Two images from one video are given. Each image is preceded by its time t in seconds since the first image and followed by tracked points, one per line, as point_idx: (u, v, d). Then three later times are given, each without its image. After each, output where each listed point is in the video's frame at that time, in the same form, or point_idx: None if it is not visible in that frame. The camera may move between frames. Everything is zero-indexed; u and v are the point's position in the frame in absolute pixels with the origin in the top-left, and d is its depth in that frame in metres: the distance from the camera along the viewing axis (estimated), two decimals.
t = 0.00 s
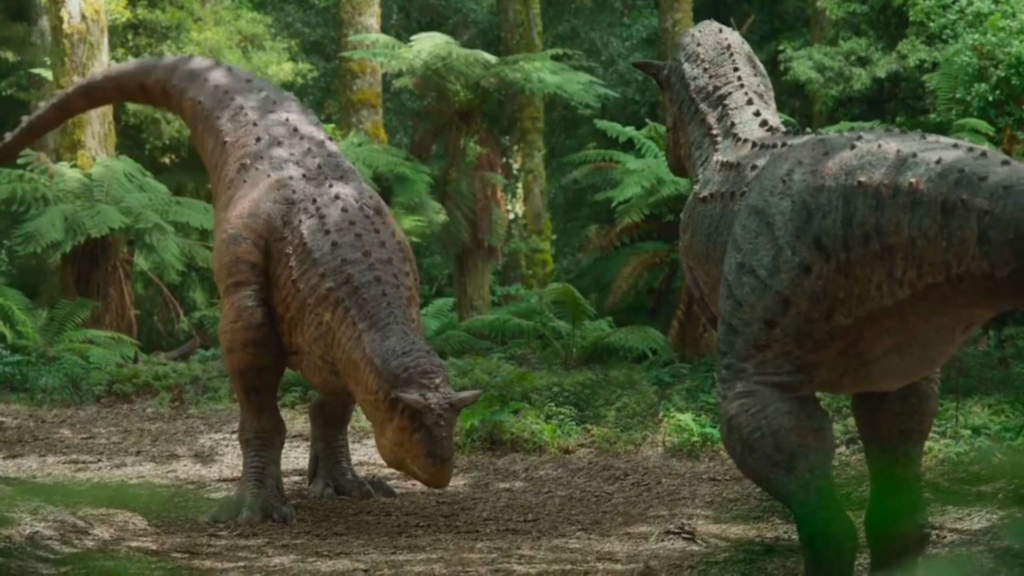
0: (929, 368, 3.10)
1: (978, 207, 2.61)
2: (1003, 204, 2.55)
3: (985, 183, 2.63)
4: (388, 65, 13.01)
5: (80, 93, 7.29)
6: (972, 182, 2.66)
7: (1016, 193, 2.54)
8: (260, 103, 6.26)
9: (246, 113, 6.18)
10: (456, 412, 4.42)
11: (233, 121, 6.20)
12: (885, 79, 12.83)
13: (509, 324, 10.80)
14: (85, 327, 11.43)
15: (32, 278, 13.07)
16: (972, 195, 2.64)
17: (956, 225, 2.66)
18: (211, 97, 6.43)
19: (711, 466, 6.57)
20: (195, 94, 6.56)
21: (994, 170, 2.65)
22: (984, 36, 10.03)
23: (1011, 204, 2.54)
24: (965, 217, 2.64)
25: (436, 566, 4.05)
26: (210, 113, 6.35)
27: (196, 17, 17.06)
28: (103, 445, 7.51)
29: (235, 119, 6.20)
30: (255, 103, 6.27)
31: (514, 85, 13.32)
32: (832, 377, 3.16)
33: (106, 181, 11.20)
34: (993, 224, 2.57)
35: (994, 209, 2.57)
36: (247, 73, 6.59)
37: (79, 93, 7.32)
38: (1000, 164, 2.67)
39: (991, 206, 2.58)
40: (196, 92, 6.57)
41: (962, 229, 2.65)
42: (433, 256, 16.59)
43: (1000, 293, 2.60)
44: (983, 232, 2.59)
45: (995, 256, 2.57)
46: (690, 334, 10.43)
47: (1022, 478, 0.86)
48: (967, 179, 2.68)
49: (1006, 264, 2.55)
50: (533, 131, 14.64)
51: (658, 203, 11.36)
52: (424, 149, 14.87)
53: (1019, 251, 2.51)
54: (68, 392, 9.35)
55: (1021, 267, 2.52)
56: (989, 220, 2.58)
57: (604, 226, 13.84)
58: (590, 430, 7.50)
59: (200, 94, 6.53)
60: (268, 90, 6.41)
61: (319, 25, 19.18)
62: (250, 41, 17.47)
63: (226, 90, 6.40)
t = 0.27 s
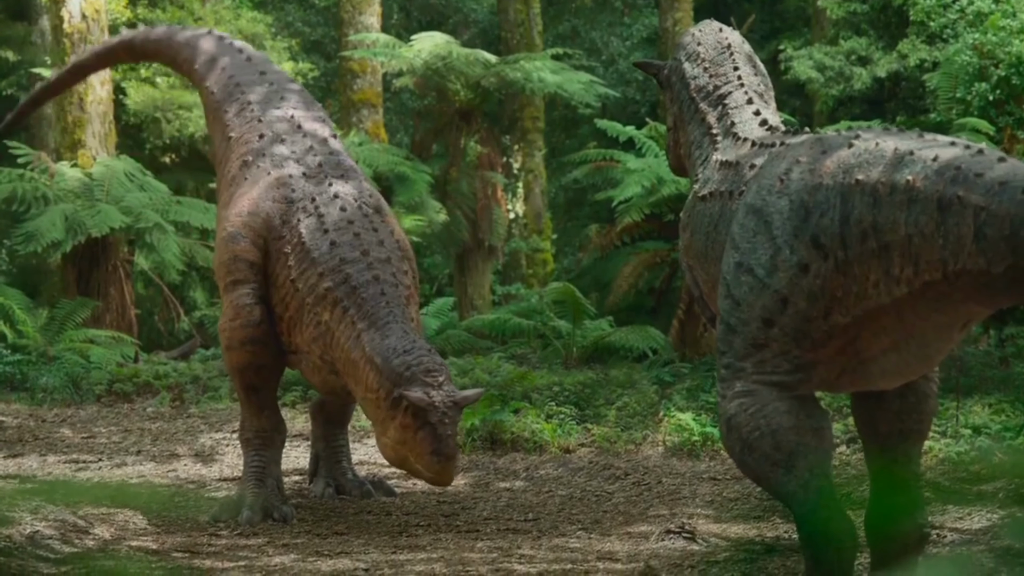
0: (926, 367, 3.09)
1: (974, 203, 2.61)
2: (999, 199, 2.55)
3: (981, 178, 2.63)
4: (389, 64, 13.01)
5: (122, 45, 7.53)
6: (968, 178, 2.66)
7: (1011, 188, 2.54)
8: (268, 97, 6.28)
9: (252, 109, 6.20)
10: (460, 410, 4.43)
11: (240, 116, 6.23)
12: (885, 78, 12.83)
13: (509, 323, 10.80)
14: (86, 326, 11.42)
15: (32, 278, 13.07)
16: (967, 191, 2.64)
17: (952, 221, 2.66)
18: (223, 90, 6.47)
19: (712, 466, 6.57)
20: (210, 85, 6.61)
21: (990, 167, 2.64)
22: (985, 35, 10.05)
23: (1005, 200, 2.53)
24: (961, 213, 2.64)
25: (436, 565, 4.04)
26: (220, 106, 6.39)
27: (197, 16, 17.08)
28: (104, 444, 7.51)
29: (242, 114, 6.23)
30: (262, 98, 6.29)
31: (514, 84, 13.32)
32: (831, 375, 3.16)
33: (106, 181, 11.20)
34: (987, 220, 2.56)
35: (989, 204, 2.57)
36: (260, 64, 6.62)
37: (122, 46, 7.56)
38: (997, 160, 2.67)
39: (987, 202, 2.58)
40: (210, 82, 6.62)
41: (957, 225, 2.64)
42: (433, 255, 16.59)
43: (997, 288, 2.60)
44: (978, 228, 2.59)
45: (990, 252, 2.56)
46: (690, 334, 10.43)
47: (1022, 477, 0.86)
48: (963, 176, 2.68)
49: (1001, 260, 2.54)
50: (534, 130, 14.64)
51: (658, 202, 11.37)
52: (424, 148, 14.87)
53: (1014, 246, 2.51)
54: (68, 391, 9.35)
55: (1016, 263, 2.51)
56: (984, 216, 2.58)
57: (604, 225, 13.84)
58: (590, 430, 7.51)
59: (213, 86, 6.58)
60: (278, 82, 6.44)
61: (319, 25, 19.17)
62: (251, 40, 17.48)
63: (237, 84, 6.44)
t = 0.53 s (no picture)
0: (924, 365, 3.09)
1: (970, 200, 2.61)
2: (995, 196, 2.55)
3: (978, 175, 2.63)
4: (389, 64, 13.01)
5: None
6: (965, 175, 2.66)
7: (1007, 184, 2.54)
8: (271, 93, 6.29)
9: (253, 105, 6.21)
10: (464, 414, 4.44)
11: (241, 112, 6.23)
12: (886, 78, 12.83)
13: (510, 323, 10.80)
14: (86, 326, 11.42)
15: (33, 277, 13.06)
16: (964, 188, 2.64)
17: (949, 219, 2.66)
18: (228, 83, 6.48)
19: (712, 465, 6.57)
20: (217, 76, 6.62)
21: (987, 164, 2.64)
22: (986, 35, 10.06)
23: (1001, 197, 2.53)
24: (958, 210, 2.64)
25: (437, 565, 4.05)
26: (223, 100, 6.40)
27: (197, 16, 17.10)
28: (105, 443, 7.52)
29: (244, 109, 6.23)
30: (264, 93, 6.30)
31: (515, 84, 13.32)
32: (829, 375, 3.16)
33: (107, 180, 11.20)
34: (984, 217, 2.56)
35: (986, 201, 2.57)
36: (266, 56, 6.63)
37: None
38: (993, 156, 2.67)
39: (983, 198, 2.58)
40: (217, 74, 6.63)
41: (955, 223, 2.65)
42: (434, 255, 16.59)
43: (993, 285, 2.60)
44: (975, 225, 2.59)
45: (987, 249, 2.56)
46: (691, 334, 10.42)
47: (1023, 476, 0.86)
48: (960, 173, 2.69)
49: (998, 257, 2.54)
50: (534, 130, 14.65)
51: (658, 202, 11.37)
52: (425, 148, 14.87)
53: (1011, 243, 2.51)
54: (69, 391, 9.35)
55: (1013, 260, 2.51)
56: (981, 213, 2.58)
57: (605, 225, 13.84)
58: (591, 430, 7.51)
59: (220, 78, 6.58)
60: (283, 77, 6.44)
61: (320, 24, 19.15)
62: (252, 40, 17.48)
63: (242, 78, 6.45)
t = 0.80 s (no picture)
0: (921, 364, 3.09)
1: (967, 196, 2.61)
2: (991, 193, 2.55)
3: (974, 172, 2.63)
4: (390, 64, 13.01)
5: None
6: (962, 172, 2.66)
7: (1003, 181, 2.54)
8: (272, 92, 6.29)
9: (253, 104, 6.21)
10: (463, 424, 4.43)
11: (240, 110, 6.23)
12: (887, 78, 12.83)
13: (511, 323, 10.80)
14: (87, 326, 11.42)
15: (34, 277, 13.06)
16: (961, 184, 2.64)
17: (945, 216, 2.66)
18: (230, 81, 6.48)
19: (713, 465, 6.57)
20: (222, 71, 6.62)
21: (983, 161, 2.64)
22: (986, 35, 10.06)
23: (997, 193, 2.53)
24: (954, 207, 2.64)
25: (438, 566, 4.05)
26: (224, 98, 6.40)
27: (197, 16, 17.11)
28: (106, 443, 7.52)
29: (243, 108, 6.23)
30: (265, 92, 6.30)
31: (515, 84, 13.32)
32: (828, 374, 3.16)
33: (108, 180, 11.20)
34: (980, 213, 2.56)
35: (982, 198, 2.57)
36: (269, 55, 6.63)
37: None
38: (990, 153, 2.67)
39: (979, 195, 2.58)
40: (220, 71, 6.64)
41: (951, 220, 2.65)
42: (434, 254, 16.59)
43: (989, 282, 2.60)
44: (971, 221, 2.59)
45: (983, 245, 2.56)
46: (691, 334, 10.42)
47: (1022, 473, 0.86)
48: (957, 170, 2.68)
49: (993, 254, 2.54)
50: (534, 130, 14.66)
51: (659, 202, 11.37)
52: (426, 147, 14.86)
53: (1006, 240, 2.51)
54: (70, 391, 9.35)
55: (1009, 258, 2.51)
56: (977, 210, 2.58)
57: (606, 225, 13.85)
58: (592, 429, 7.51)
59: (225, 73, 6.59)
60: (284, 76, 6.44)
61: (321, 24, 19.09)
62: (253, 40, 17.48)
63: (246, 75, 6.44)
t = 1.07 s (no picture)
0: (920, 364, 3.09)
1: (966, 194, 2.61)
2: (991, 190, 2.55)
3: (974, 170, 2.63)
4: (391, 64, 13.01)
5: None
6: (961, 170, 2.67)
7: (1002, 179, 2.54)
8: (272, 93, 6.29)
9: (252, 104, 6.20)
10: (461, 429, 4.43)
11: (239, 110, 6.23)
12: (887, 78, 12.83)
13: (511, 323, 10.80)
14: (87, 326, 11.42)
15: (34, 277, 13.06)
16: (960, 182, 2.65)
17: (945, 214, 2.67)
18: (230, 80, 6.47)
19: (714, 465, 6.56)
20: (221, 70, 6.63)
21: (982, 159, 2.64)
22: (987, 35, 10.06)
23: (997, 190, 2.53)
24: (954, 205, 2.65)
25: (438, 566, 4.05)
26: (223, 97, 6.40)
27: (198, 16, 17.11)
28: (106, 443, 7.53)
29: (242, 107, 6.23)
30: (265, 93, 6.30)
31: (516, 84, 13.32)
32: (827, 374, 3.15)
33: (108, 180, 11.20)
34: (979, 210, 2.56)
35: (981, 195, 2.57)
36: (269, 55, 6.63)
37: None
38: (989, 151, 2.67)
39: (978, 192, 2.58)
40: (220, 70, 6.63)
41: (950, 218, 2.65)
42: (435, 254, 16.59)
43: (988, 280, 2.60)
44: (971, 219, 2.59)
45: (982, 243, 2.56)
46: (692, 334, 10.42)
47: None
48: (956, 168, 2.69)
49: (993, 251, 2.54)
50: (535, 130, 14.67)
51: (660, 202, 11.38)
52: (427, 148, 14.84)
53: (1005, 236, 2.51)
54: (71, 391, 9.35)
55: (1008, 255, 2.51)
56: (977, 207, 2.58)
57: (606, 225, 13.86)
58: (592, 429, 7.51)
59: (224, 72, 6.59)
60: (284, 77, 6.44)
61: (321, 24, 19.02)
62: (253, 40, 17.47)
63: (245, 74, 6.45)
